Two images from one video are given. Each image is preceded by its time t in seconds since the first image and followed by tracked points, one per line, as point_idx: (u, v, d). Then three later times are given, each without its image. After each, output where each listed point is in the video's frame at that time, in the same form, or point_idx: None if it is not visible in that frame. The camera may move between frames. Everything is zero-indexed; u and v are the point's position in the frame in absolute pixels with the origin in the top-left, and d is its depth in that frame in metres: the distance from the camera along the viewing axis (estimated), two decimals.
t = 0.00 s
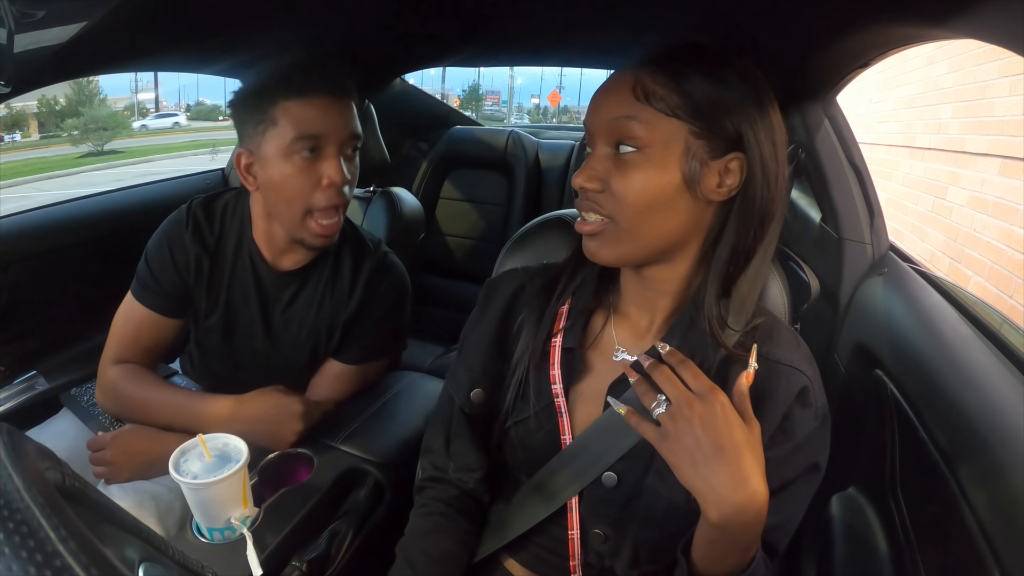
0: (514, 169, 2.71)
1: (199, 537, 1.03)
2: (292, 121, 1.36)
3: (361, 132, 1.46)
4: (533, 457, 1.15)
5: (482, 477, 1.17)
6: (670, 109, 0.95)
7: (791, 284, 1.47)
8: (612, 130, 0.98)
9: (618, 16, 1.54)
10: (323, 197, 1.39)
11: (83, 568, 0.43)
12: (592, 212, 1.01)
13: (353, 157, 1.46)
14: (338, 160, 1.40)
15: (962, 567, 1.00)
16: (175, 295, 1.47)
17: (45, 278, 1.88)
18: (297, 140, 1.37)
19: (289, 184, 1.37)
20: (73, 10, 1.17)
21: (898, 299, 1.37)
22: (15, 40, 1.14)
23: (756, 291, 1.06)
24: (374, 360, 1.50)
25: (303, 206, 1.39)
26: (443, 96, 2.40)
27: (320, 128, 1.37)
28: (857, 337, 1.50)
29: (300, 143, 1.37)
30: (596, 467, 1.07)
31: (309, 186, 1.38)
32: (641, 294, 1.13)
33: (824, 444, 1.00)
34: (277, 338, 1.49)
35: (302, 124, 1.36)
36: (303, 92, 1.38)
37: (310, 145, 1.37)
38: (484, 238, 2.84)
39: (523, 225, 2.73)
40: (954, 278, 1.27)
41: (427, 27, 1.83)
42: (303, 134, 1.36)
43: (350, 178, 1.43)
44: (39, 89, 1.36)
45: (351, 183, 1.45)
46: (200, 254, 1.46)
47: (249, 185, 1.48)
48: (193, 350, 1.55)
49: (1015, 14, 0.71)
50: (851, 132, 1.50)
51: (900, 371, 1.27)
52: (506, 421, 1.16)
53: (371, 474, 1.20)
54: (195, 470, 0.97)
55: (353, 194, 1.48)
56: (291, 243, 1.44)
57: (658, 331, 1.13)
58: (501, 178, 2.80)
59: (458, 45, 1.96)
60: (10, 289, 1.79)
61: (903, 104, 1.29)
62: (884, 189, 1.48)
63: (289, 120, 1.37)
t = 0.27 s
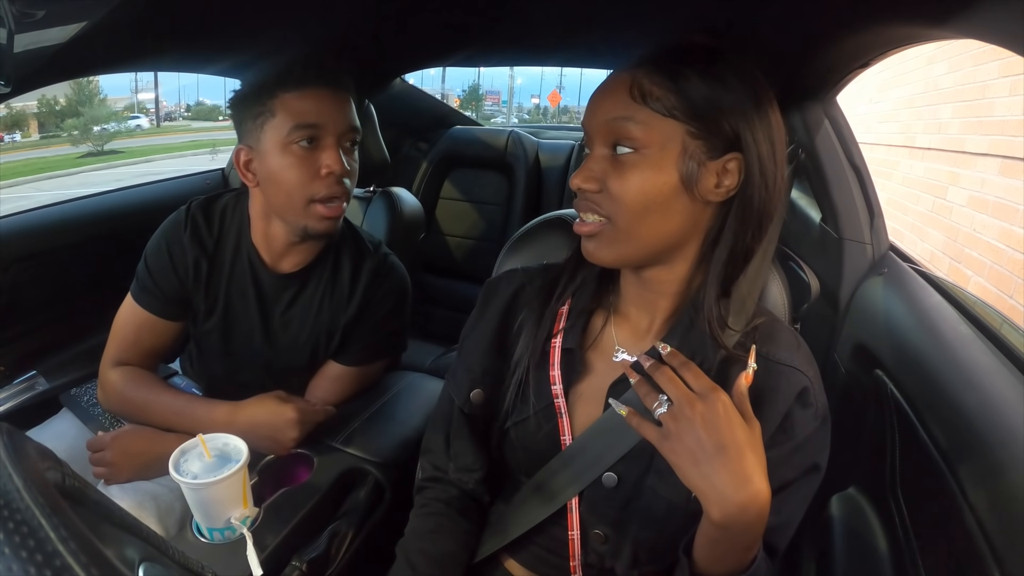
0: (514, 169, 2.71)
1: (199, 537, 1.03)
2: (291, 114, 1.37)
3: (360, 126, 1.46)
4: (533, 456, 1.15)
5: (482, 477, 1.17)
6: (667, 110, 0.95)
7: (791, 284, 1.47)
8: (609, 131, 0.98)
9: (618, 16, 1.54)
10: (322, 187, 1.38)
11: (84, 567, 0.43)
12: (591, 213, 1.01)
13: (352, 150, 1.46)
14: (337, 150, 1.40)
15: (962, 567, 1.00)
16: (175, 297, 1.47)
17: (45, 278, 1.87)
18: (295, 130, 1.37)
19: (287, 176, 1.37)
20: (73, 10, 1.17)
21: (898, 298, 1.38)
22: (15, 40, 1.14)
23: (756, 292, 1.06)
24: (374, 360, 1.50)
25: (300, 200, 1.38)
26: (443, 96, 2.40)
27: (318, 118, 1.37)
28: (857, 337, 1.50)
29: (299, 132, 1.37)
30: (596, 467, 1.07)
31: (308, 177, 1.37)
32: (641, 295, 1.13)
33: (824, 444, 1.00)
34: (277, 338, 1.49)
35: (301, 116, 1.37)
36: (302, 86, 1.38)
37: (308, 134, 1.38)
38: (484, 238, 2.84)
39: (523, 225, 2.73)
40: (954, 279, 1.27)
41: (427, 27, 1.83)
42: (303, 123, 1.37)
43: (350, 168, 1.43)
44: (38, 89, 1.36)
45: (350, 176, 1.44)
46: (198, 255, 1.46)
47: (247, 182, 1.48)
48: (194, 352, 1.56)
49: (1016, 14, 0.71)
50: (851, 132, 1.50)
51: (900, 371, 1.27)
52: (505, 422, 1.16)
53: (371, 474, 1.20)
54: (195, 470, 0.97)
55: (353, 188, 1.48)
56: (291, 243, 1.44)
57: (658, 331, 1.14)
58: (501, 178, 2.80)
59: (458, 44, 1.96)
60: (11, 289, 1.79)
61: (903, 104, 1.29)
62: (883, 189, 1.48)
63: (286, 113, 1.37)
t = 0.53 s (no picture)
0: (514, 169, 2.71)
1: (199, 537, 1.02)
2: (293, 119, 1.37)
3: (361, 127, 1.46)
4: (533, 457, 1.15)
5: (482, 478, 1.17)
6: (669, 110, 0.95)
7: (791, 284, 1.47)
8: (610, 131, 0.98)
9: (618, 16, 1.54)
10: (326, 190, 1.39)
11: (84, 567, 0.43)
12: (591, 213, 1.00)
13: (353, 152, 1.46)
14: (340, 153, 1.40)
15: (962, 567, 1.00)
16: (177, 298, 1.47)
17: (44, 278, 1.87)
18: (298, 135, 1.37)
19: (290, 182, 1.37)
20: (73, 9, 1.17)
21: (898, 298, 1.38)
22: (15, 40, 1.14)
23: (756, 292, 1.06)
24: (374, 360, 1.50)
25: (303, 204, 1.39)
26: (443, 96, 2.41)
27: (320, 123, 1.37)
28: (857, 337, 1.50)
29: (301, 138, 1.37)
30: (595, 467, 1.07)
31: (311, 181, 1.38)
32: (641, 295, 1.13)
33: (824, 444, 1.00)
34: (277, 338, 1.49)
35: (303, 122, 1.37)
36: (305, 90, 1.38)
37: (311, 140, 1.38)
38: (484, 238, 2.84)
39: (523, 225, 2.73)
40: (953, 278, 1.27)
41: (427, 27, 1.83)
42: (306, 128, 1.37)
43: (353, 172, 1.43)
44: (39, 89, 1.36)
45: (354, 178, 1.44)
46: (201, 256, 1.46)
47: (252, 186, 1.47)
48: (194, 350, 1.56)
49: (1015, 14, 0.71)
50: (851, 132, 1.50)
51: (900, 371, 1.27)
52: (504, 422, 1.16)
53: (371, 475, 1.20)
54: (195, 470, 0.97)
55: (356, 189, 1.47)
56: (295, 242, 1.44)
57: (658, 331, 1.13)
58: (501, 178, 2.80)
59: (458, 44, 1.96)
60: (10, 289, 1.79)
61: (903, 104, 1.29)
62: (884, 189, 1.48)
63: (289, 118, 1.37)
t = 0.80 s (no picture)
0: (514, 169, 2.71)
1: (199, 537, 1.03)
2: (290, 114, 1.37)
3: (360, 124, 1.46)
4: (533, 456, 1.15)
5: (482, 478, 1.17)
6: (684, 109, 0.95)
7: (791, 284, 1.47)
8: (622, 129, 0.97)
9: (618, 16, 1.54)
10: (324, 186, 1.38)
11: (83, 568, 0.43)
12: (602, 213, 0.99)
13: (353, 150, 1.46)
14: (337, 149, 1.40)
15: (962, 566, 1.00)
16: (179, 297, 1.47)
17: (44, 278, 1.87)
18: (294, 130, 1.37)
19: (290, 179, 1.37)
20: (73, 10, 1.17)
21: (898, 298, 1.38)
22: (15, 40, 1.14)
23: (756, 291, 1.06)
24: (375, 360, 1.50)
25: (301, 202, 1.38)
26: (443, 96, 2.41)
27: (317, 119, 1.37)
28: (857, 337, 1.50)
29: (299, 132, 1.37)
30: (595, 467, 1.07)
31: (309, 177, 1.37)
32: (642, 294, 1.13)
33: (824, 443, 1.00)
34: (278, 338, 1.49)
35: (300, 118, 1.37)
36: (302, 86, 1.38)
37: (308, 135, 1.37)
38: (484, 238, 2.84)
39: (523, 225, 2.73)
40: (953, 278, 1.27)
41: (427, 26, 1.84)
42: (302, 123, 1.37)
43: (351, 167, 1.43)
44: (39, 89, 1.36)
45: (351, 174, 1.44)
46: (202, 255, 1.47)
47: (252, 185, 1.48)
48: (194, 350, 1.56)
49: (1015, 15, 0.71)
50: (851, 132, 1.50)
51: (899, 371, 1.27)
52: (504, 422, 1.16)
53: (371, 474, 1.20)
54: (195, 470, 0.97)
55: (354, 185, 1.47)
56: (295, 241, 1.44)
57: (658, 331, 1.13)
58: (501, 178, 2.80)
59: (458, 44, 1.96)
60: (10, 289, 1.79)
61: (903, 104, 1.29)
62: (884, 189, 1.48)
63: (286, 114, 1.37)
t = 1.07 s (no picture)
0: (514, 169, 2.71)
1: (199, 537, 1.03)
2: (272, 117, 1.36)
3: (343, 122, 1.45)
4: (534, 456, 1.15)
5: (482, 478, 1.17)
6: (669, 109, 0.95)
7: (791, 284, 1.47)
8: (610, 130, 0.98)
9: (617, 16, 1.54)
10: (306, 189, 1.39)
11: (84, 568, 0.43)
12: (596, 214, 1.01)
13: (337, 149, 1.45)
14: (319, 151, 1.39)
15: (962, 566, 1.00)
16: (176, 293, 1.48)
17: (45, 278, 1.87)
18: (276, 135, 1.37)
19: (272, 183, 1.38)
20: (73, 10, 1.17)
21: (898, 298, 1.38)
22: (15, 40, 1.14)
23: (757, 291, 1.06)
24: (374, 360, 1.50)
25: (284, 205, 1.39)
26: (443, 96, 2.41)
27: (297, 121, 1.36)
28: (857, 337, 1.50)
29: (280, 137, 1.37)
30: (596, 467, 1.07)
31: (292, 181, 1.38)
32: (642, 295, 1.13)
33: (824, 443, 1.00)
34: (277, 336, 1.48)
35: (280, 120, 1.36)
36: (281, 88, 1.37)
37: (290, 139, 1.37)
38: (484, 238, 2.84)
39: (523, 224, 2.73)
40: (954, 278, 1.27)
41: (427, 26, 1.84)
42: (283, 127, 1.36)
43: (332, 170, 1.43)
44: (39, 89, 1.36)
45: (334, 176, 1.44)
46: (199, 249, 1.47)
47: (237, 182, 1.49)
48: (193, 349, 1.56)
49: (1015, 15, 0.71)
50: (851, 132, 1.50)
51: (899, 371, 1.27)
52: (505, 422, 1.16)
53: (371, 474, 1.20)
54: (195, 470, 0.97)
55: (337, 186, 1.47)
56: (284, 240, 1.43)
57: (659, 331, 1.13)
58: (501, 178, 2.80)
59: (458, 44, 1.96)
60: (11, 289, 1.79)
61: (903, 104, 1.29)
62: (884, 189, 1.48)
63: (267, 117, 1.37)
